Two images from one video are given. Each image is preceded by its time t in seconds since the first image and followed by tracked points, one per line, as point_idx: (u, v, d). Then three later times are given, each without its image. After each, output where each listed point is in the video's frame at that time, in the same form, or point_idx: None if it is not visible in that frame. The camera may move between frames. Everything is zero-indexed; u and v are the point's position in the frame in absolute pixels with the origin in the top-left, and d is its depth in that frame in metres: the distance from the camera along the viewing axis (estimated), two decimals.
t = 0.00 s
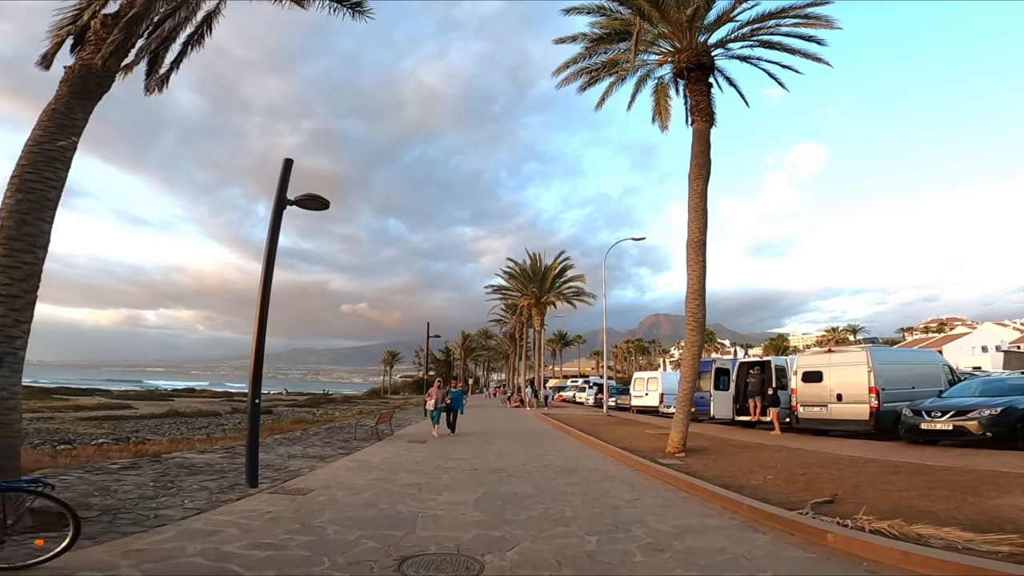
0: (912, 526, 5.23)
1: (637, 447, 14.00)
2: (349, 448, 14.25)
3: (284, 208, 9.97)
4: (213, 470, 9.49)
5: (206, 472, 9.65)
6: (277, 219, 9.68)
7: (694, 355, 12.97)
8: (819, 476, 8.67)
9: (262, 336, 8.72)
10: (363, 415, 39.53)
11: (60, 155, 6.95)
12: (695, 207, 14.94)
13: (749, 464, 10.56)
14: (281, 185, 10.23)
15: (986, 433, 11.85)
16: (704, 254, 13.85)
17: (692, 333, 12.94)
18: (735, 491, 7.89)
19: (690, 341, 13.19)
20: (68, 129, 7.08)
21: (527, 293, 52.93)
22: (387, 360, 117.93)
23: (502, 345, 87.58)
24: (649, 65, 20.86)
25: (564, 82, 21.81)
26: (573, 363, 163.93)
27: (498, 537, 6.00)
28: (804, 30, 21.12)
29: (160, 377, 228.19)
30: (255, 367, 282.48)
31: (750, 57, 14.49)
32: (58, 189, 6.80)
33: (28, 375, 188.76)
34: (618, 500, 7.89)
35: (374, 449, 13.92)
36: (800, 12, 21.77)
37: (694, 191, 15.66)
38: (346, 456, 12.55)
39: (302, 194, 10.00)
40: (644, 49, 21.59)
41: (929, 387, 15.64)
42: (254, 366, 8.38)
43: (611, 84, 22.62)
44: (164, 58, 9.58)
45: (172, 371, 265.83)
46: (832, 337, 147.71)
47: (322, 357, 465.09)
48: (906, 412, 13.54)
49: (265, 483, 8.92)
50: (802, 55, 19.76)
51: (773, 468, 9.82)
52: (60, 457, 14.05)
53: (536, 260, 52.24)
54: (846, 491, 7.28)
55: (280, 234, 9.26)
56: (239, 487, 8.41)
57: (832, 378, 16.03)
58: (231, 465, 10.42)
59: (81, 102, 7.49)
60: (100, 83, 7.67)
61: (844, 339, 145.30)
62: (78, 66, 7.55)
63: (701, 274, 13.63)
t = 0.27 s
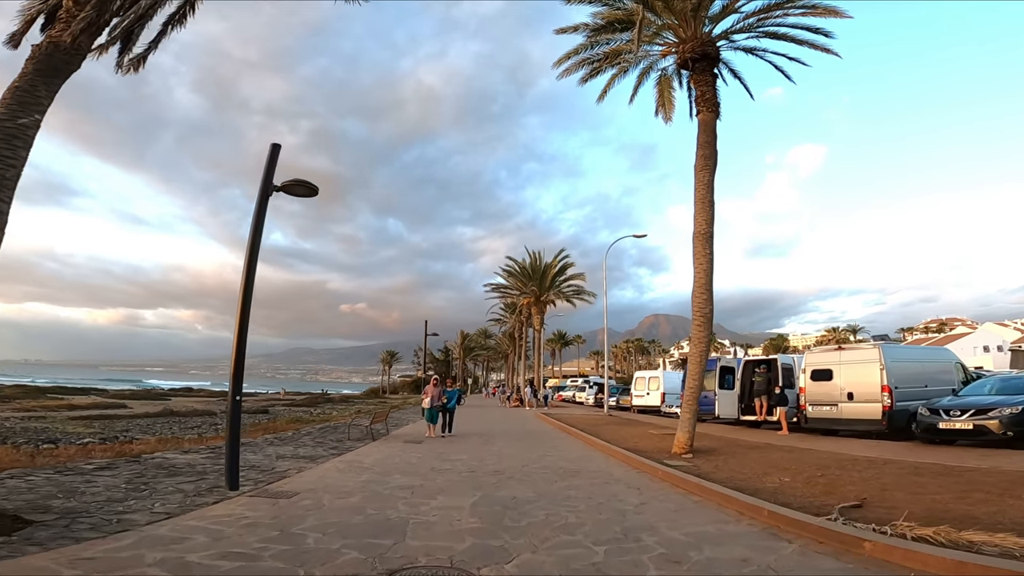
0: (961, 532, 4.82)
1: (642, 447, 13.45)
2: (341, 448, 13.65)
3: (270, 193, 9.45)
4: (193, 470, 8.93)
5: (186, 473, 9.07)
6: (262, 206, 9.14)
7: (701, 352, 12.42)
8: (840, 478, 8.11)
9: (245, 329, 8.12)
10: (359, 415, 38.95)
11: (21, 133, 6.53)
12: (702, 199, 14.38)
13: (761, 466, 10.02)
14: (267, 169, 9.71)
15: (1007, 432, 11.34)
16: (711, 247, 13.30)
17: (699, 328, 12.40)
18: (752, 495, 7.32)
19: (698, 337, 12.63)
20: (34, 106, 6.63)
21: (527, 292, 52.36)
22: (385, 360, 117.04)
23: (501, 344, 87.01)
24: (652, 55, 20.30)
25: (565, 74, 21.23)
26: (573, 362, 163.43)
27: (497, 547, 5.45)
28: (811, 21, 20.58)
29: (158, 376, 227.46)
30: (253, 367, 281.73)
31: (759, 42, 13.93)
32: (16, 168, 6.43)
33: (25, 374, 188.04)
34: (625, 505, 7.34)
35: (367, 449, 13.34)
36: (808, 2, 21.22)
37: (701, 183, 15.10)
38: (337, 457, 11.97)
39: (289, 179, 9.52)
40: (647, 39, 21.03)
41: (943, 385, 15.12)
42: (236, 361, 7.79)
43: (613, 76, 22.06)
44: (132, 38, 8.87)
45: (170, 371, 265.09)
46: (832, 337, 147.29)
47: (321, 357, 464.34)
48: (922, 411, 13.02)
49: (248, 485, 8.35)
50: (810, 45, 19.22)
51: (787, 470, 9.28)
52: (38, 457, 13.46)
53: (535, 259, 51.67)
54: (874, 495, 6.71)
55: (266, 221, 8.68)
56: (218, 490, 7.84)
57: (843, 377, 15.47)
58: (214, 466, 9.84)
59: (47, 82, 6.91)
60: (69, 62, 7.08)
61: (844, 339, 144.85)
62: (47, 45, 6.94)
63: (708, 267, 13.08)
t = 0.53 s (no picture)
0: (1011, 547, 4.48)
1: (646, 451, 12.88)
2: (332, 452, 13.08)
3: (252, 182, 8.92)
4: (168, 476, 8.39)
5: (161, 479, 8.55)
6: (242, 196, 8.61)
7: (708, 351, 11.87)
8: (862, 485, 7.55)
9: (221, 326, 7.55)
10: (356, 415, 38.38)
11: None
12: (708, 193, 13.83)
13: (774, 471, 9.45)
14: (248, 157, 9.21)
15: None
16: (719, 243, 12.73)
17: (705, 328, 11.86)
18: (769, 505, 6.76)
19: (705, 336, 12.07)
20: None
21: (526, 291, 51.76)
22: (383, 360, 116.40)
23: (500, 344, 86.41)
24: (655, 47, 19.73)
25: (566, 66, 20.66)
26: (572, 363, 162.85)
27: (492, 567, 4.88)
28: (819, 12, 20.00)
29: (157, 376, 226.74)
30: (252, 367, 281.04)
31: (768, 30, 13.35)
32: None
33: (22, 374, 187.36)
34: (632, 517, 6.77)
35: (359, 452, 12.77)
36: None
37: (706, 177, 14.54)
38: (325, 461, 11.40)
39: (272, 167, 9.03)
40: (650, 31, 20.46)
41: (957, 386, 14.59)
42: (210, 360, 7.23)
43: (615, 69, 21.49)
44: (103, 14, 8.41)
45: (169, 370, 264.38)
46: (832, 337, 146.76)
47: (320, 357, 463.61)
48: (939, 413, 12.48)
49: (226, 492, 7.82)
50: (819, 37, 18.66)
51: (803, 476, 8.71)
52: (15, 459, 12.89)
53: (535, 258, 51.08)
54: (905, 506, 6.16)
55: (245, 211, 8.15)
56: (192, 498, 7.33)
57: (854, 377, 14.91)
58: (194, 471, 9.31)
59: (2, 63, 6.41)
60: (26, 43, 6.57)
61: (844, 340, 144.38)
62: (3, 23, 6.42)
63: (715, 263, 12.52)
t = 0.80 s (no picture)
0: None
1: (649, 453, 12.34)
2: (321, 453, 12.54)
3: (228, 169, 8.42)
4: (139, 480, 7.93)
5: (131, 482, 8.04)
6: (217, 184, 8.12)
7: (713, 349, 11.37)
8: (885, 490, 7.02)
9: (192, 319, 7.05)
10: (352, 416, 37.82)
11: None
12: (712, 184, 13.30)
13: (787, 475, 8.91)
14: (226, 142, 8.72)
15: None
16: (724, 235, 12.21)
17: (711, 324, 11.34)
18: (784, 512, 6.24)
19: (710, 333, 11.54)
20: None
21: (524, 290, 51.20)
22: (381, 360, 115.79)
23: (499, 344, 85.85)
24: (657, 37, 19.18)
25: (564, 57, 20.10)
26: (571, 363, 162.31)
27: None
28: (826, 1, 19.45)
29: (154, 376, 225.90)
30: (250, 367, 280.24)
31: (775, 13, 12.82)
32: None
33: (19, 375, 186.49)
34: (637, 526, 6.23)
35: (348, 454, 12.23)
36: None
37: (710, 167, 14.02)
38: (312, 463, 10.85)
39: (250, 152, 8.54)
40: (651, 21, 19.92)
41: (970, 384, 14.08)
42: (179, 356, 6.71)
43: (615, 60, 20.95)
44: None
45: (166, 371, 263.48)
46: (832, 337, 146.43)
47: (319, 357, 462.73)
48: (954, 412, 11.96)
49: (198, 496, 7.33)
50: (825, 26, 18.12)
51: (818, 479, 8.18)
52: None
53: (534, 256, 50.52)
54: (938, 514, 5.63)
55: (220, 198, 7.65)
56: (160, 503, 6.84)
57: (864, 376, 14.39)
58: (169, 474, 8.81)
59: None
60: None
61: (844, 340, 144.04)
62: None
63: (721, 256, 11.99)
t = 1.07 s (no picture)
0: None
1: (654, 456, 11.82)
2: (311, 457, 11.98)
3: (207, 156, 7.93)
4: (110, 486, 7.40)
5: (103, 487, 7.54)
6: (194, 172, 7.64)
7: (722, 349, 10.87)
8: (915, 498, 6.52)
9: (164, 314, 6.52)
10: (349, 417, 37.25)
11: None
12: (719, 177, 12.77)
13: (803, 480, 8.41)
14: (204, 129, 8.21)
15: None
16: (733, 229, 11.70)
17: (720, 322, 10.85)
18: (809, 522, 5.75)
19: (719, 331, 11.01)
20: None
21: (524, 289, 50.66)
22: (380, 360, 115.15)
23: (498, 345, 85.28)
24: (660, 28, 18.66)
25: (565, 49, 19.58)
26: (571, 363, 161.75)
27: None
28: None
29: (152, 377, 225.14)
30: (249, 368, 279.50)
31: None
32: None
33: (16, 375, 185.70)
34: (649, 539, 5.73)
35: (340, 458, 11.69)
36: None
37: (717, 160, 13.51)
38: (300, 467, 10.33)
39: (230, 138, 8.02)
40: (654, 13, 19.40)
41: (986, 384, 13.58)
42: (149, 353, 6.19)
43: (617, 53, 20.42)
44: None
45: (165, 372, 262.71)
46: (832, 338, 145.99)
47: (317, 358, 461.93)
48: (973, 413, 11.44)
49: (172, 504, 6.82)
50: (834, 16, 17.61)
51: (838, 485, 7.69)
52: None
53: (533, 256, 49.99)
54: (982, 525, 5.13)
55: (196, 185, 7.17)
56: (129, 511, 6.33)
57: (876, 376, 13.86)
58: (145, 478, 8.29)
59: None
60: None
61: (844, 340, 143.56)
62: None
63: (730, 251, 11.48)
